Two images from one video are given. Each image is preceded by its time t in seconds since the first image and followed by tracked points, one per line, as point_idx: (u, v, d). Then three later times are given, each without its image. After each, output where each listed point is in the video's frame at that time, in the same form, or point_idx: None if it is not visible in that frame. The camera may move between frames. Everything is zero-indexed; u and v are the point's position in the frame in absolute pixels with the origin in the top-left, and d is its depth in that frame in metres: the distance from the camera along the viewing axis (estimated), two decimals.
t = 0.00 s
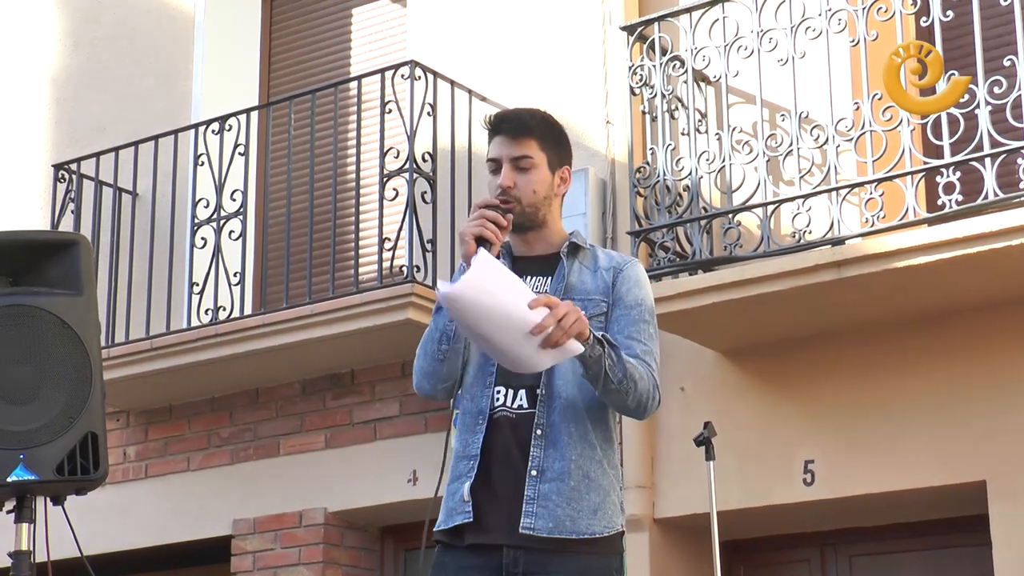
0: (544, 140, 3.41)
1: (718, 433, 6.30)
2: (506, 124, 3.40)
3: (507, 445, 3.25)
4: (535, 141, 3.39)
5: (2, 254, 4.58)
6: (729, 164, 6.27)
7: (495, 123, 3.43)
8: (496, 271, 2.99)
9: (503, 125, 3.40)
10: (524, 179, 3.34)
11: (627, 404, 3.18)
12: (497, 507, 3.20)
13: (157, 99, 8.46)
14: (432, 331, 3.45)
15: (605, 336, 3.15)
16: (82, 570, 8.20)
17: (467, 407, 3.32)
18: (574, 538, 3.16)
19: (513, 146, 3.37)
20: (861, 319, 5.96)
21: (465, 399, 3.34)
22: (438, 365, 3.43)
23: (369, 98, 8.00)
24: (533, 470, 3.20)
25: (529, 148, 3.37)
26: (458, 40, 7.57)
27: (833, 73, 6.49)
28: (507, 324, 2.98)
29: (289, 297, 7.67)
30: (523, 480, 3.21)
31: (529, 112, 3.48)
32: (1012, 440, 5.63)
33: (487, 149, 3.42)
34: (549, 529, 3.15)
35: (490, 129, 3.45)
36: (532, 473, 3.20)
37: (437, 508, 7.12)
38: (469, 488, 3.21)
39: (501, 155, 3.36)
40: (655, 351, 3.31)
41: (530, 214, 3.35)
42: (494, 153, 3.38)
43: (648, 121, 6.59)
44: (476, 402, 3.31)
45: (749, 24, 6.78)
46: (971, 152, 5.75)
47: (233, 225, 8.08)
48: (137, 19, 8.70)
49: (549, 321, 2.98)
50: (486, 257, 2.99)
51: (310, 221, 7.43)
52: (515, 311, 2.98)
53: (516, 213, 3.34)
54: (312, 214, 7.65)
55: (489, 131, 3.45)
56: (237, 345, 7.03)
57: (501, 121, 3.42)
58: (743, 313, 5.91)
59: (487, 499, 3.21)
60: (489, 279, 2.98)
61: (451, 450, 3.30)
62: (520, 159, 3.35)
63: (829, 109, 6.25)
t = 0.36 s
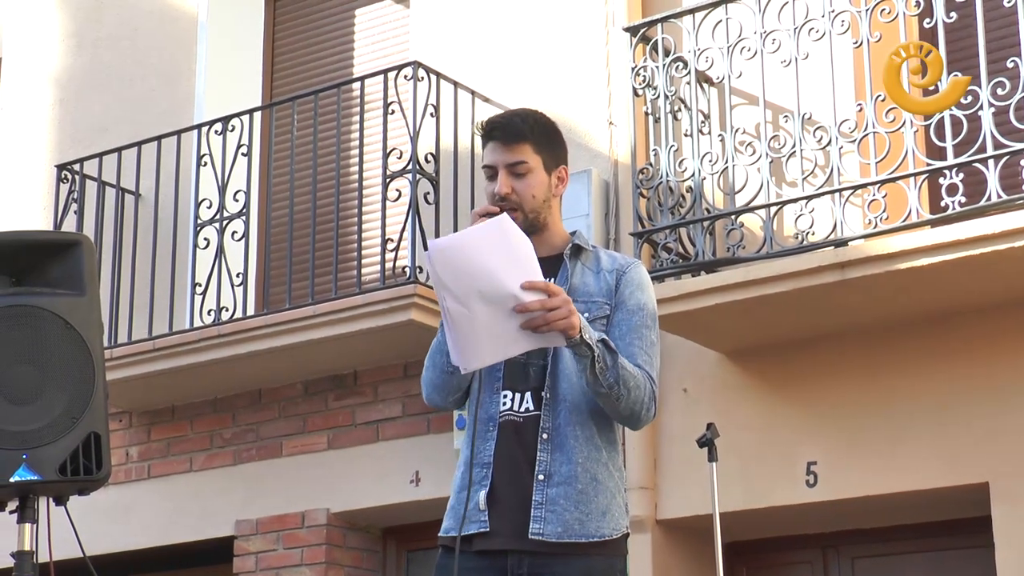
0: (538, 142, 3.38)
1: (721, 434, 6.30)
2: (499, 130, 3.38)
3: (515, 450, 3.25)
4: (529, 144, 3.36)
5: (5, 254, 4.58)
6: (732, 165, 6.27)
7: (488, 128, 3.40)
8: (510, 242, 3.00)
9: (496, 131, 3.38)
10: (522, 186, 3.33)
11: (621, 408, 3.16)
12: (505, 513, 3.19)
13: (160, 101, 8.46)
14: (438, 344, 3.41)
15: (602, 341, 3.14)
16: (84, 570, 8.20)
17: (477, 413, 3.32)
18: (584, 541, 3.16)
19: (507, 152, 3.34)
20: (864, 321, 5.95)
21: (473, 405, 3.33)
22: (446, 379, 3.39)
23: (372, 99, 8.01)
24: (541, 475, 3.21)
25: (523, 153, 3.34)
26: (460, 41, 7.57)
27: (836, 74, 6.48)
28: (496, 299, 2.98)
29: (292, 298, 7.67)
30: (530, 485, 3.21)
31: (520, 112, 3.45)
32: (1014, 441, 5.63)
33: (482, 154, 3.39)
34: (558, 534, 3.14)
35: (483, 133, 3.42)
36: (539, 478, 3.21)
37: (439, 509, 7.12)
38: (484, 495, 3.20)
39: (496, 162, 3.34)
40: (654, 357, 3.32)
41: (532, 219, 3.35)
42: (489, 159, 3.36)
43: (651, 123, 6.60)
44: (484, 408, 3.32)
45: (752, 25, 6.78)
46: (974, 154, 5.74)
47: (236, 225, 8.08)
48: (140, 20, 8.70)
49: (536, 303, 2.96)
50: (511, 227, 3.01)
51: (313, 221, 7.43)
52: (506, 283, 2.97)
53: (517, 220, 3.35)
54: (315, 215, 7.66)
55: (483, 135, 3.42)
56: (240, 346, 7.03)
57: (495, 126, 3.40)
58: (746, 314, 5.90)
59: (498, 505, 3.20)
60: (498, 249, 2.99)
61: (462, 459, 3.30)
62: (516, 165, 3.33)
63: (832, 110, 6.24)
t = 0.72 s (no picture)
0: (533, 155, 3.37)
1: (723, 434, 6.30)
2: (492, 151, 3.36)
3: (513, 452, 3.26)
4: (525, 161, 3.35)
5: (7, 254, 4.58)
6: (734, 165, 6.27)
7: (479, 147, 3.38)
8: (484, 279, 3.01)
9: (489, 150, 3.36)
10: (523, 203, 3.34)
11: (622, 423, 3.21)
12: (504, 517, 3.21)
13: (162, 101, 8.46)
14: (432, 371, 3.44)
15: (589, 367, 3.14)
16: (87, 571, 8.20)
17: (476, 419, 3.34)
18: (578, 546, 3.16)
19: (503, 173, 3.33)
20: (867, 322, 5.95)
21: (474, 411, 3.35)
22: (443, 404, 3.43)
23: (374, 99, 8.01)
24: (536, 478, 3.22)
25: (520, 171, 3.33)
26: (462, 41, 7.57)
27: (839, 75, 6.48)
28: (470, 328, 3.06)
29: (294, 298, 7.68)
30: (527, 489, 3.22)
31: (510, 123, 3.42)
32: (1017, 441, 5.63)
33: (477, 173, 3.38)
34: (551, 538, 3.15)
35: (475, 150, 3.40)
36: (535, 481, 3.21)
37: (442, 509, 7.12)
38: (485, 501, 3.22)
39: (494, 184, 3.33)
40: (659, 365, 3.33)
41: (536, 231, 3.38)
42: (486, 181, 3.35)
43: (653, 123, 6.61)
44: (483, 414, 3.34)
45: (755, 25, 6.78)
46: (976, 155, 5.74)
47: (238, 226, 8.09)
48: (142, 20, 8.70)
49: (509, 336, 3.03)
50: (487, 264, 3.00)
51: (316, 221, 7.43)
52: (480, 317, 3.03)
53: (522, 233, 3.38)
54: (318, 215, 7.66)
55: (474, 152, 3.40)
56: (242, 346, 7.03)
57: (487, 146, 3.37)
58: (748, 315, 5.90)
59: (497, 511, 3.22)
60: (472, 287, 3.02)
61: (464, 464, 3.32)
62: (515, 184, 3.33)
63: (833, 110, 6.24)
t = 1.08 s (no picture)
0: (535, 162, 3.37)
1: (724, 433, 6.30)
2: (493, 163, 3.35)
3: (515, 456, 3.29)
4: (528, 169, 3.35)
5: (6, 254, 4.58)
6: (734, 164, 6.27)
7: (478, 160, 3.37)
8: (479, 302, 3.08)
9: (490, 163, 3.35)
10: (530, 210, 3.35)
11: (629, 428, 3.23)
12: (506, 519, 3.25)
13: (163, 101, 8.46)
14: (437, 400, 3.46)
15: (591, 378, 3.18)
16: (87, 570, 8.20)
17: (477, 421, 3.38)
18: (582, 551, 3.19)
19: (507, 184, 3.33)
20: (867, 320, 5.95)
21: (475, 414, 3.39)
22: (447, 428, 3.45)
23: (375, 99, 8.01)
24: (541, 483, 3.24)
25: (524, 180, 3.34)
26: (463, 41, 7.57)
27: (839, 74, 6.48)
28: (471, 343, 3.14)
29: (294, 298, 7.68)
30: (529, 493, 3.25)
31: (508, 133, 3.42)
32: (1017, 440, 5.63)
33: (478, 186, 3.38)
34: (556, 544, 3.18)
35: (474, 164, 3.39)
36: (539, 487, 3.24)
37: (443, 509, 7.12)
38: (486, 504, 3.27)
39: (500, 196, 3.34)
40: (666, 367, 3.34)
41: (544, 235, 3.40)
42: (490, 192, 3.35)
43: (654, 122, 6.60)
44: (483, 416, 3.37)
45: (755, 23, 6.78)
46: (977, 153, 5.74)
47: (238, 225, 8.09)
48: (142, 20, 8.70)
49: (507, 352, 3.10)
50: (481, 289, 3.07)
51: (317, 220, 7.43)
52: (479, 334, 3.11)
53: (530, 239, 3.39)
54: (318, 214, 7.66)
55: (474, 166, 3.39)
56: (243, 346, 7.04)
57: (487, 159, 3.36)
58: (749, 314, 5.91)
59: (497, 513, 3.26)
60: (468, 310, 3.09)
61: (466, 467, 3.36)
62: (520, 194, 3.33)
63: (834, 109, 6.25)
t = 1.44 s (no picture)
0: (535, 162, 3.38)
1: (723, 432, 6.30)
2: (493, 162, 3.36)
3: (516, 454, 3.29)
4: (528, 169, 3.36)
5: (6, 254, 4.58)
6: (734, 164, 6.28)
7: (479, 160, 3.38)
8: (485, 293, 3.12)
9: (491, 162, 3.36)
10: (530, 210, 3.36)
11: (633, 428, 3.27)
12: (506, 518, 3.25)
13: (163, 100, 8.46)
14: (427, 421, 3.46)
15: (598, 375, 3.20)
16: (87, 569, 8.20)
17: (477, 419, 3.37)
18: (583, 547, 3.20)
19: (507, 183, 3.34)
20: (868, 320, 5.96)
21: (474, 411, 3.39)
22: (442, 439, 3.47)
23: (375, 98, 8.01)
24: (541, 480, 3.25)
25: (524, 180, 3.34)
26: (463, 40, 7.57)
27: (839, 73, 6.48)
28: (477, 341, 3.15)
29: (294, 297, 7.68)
30: (530, 491, 3.25)
31: (508, 133, 3.42)
32: (1016, 439, 5.63)
33: (479, 186, 3.38)
34: (557, 540, 3.19)
35: (474, 163, 3.40)
36: (540, 483, 3.25)
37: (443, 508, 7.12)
38: (485, 503, 3.26)
39: (500, 195, 3.34)
40: (669, 369, 3.36)
41: (544, 235, 3.40)
42: (490, 192, 3.36)
43: (654, 121, 6.61)
44: (483, 414, 3.36)
45: (756, 22, 6.78)
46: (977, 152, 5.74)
47: (238, 224, 8.09)
48: (141, 19, 8.70)
49: (513, 347, 3.11)
50: (487, 278, 3.11)
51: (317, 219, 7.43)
52: (484, 328, 3.13)
53: (530, 238, 3.39)
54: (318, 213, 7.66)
55: (474, 165, 3.40)
56: (242, 345, 7.04)
57: (488, 157, 3.37)
58: (749, 313, 5.91)
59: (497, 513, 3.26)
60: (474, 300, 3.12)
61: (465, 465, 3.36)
62: (520, 193, 3.34)
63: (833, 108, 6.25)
